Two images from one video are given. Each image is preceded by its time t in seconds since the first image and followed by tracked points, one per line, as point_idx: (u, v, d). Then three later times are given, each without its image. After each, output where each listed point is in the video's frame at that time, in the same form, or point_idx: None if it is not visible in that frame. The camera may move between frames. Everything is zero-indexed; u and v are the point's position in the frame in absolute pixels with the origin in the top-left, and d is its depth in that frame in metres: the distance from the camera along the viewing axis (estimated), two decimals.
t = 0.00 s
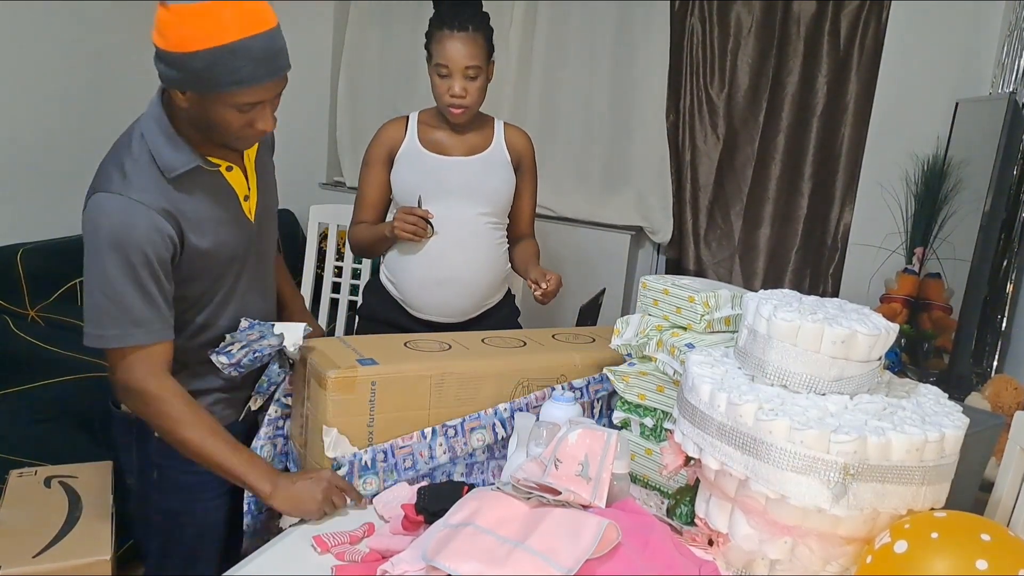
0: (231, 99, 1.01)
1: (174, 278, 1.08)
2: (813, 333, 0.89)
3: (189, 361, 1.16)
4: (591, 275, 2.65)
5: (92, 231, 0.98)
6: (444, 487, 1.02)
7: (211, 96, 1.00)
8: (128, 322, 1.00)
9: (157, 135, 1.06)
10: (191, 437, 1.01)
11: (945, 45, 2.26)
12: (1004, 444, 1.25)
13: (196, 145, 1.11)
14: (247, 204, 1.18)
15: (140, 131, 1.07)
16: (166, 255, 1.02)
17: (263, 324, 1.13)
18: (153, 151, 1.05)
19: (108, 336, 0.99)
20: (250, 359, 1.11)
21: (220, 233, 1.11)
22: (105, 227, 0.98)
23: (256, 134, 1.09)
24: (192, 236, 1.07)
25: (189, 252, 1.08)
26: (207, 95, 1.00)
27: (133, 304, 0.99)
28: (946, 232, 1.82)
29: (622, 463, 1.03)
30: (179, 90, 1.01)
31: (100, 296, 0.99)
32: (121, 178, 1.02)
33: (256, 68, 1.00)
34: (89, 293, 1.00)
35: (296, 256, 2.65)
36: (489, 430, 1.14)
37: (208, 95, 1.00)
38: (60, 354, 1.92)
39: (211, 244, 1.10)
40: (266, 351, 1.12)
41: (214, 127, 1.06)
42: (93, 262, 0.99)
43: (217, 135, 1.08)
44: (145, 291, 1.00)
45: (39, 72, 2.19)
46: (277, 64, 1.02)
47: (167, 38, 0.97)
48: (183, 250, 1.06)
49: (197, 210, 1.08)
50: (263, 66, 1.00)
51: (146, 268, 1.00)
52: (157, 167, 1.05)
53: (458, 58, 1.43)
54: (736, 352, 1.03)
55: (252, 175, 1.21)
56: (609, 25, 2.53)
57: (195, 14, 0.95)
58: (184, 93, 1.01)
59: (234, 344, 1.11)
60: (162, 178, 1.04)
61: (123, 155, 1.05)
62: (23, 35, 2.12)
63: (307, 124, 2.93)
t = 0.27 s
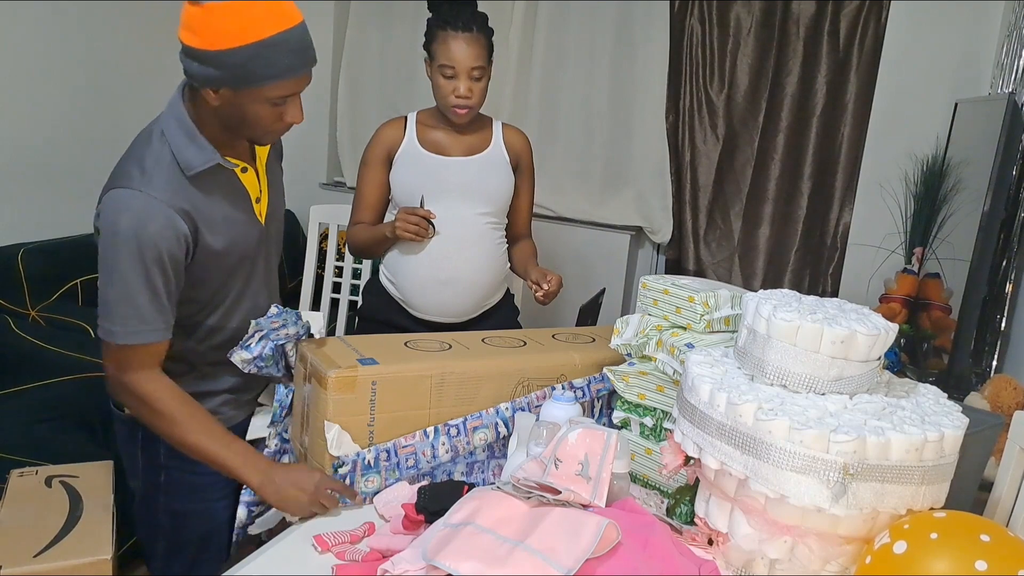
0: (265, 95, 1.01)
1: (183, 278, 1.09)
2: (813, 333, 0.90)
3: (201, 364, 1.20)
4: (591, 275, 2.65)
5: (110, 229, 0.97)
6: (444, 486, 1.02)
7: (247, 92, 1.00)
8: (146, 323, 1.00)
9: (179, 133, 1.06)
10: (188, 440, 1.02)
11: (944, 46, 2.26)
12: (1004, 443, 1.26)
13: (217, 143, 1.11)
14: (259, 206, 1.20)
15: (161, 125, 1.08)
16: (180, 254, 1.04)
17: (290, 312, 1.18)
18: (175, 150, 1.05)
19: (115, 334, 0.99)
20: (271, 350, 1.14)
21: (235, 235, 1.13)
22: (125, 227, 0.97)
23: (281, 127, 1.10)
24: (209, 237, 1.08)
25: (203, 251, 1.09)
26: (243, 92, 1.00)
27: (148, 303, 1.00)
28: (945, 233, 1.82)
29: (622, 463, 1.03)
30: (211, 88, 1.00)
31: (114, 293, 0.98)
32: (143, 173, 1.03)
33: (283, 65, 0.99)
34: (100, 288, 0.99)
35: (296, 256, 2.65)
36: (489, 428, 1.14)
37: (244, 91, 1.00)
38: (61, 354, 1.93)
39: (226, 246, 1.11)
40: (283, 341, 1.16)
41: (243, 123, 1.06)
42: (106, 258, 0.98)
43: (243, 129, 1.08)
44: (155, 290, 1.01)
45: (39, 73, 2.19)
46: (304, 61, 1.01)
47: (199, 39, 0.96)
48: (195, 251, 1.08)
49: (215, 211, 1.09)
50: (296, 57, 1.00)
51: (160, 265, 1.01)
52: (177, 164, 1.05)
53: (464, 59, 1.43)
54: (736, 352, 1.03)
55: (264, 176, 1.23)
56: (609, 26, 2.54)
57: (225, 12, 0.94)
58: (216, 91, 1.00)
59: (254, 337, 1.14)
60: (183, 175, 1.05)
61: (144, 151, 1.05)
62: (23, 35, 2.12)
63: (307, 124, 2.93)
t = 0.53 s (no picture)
0: (300, 95, 1.05)
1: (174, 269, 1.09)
2: (813, 333, 0.90)
3: (193, 365, 1.21)
4: (592, 275, 2.65)
5: (110, 203, 0.99)
6: (444, 487, 1.02)
7: (285, 92, 1.04)
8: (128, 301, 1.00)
9: (199, 128, 1.08)
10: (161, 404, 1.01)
11: (944, 46, 2.26)
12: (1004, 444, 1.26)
13: (239, 141, 1.14)
14: (265, 213, 1.19)
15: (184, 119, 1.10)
16: (171, 241, 1.04)
17: (283, 321, 1.14)
18: (192, 140, 1.07)
19: (91, 301, 0.98)
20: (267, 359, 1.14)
21: (235, 241, 1.13)
22: (125, 201, 0.98)
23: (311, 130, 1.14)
24: (202, 233, 1.09)
25: (193, 249, 1.09)
26: (280, 91, 1.04)
27: (135, 284, 1.00)
28: (945, 233, 1.82)
29: (622, 463, 1.03)
30: (250, 87, 1.04)
31: (104, 267, 0.98)
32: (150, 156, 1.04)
33: (314, 70, 1.03)
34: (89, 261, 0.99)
35: (296, 256, 2.65)
36: (495, 420, 1.14)
37: (281, 91, 1.04)
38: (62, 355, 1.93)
39: (219, 246, 1.11)
40: (278, 349, 1.15)
41: (279, 123, 1.10)
42: (100, 231, 0.99)
43: (274, 130, 1.12)
44: (141, 272, 1.01)
45: (39, 73, 2.19)
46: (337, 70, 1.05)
47: (242, 42, 1.00)
48: (187, 245, 1.08)
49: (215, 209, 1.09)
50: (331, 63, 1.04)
51: (147, 248, 1.00)
52: (191, 155, 1.07)
53: (474, 60, 1.44)
54: (736, 352, 1.03)
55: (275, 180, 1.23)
56: (609, 26, 2.54)
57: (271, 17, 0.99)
58: (254, 90, 1.05)
59: (249, 347, 1.12)
60: (192, 164, 1.06)
61: (156, 140, 1.07)
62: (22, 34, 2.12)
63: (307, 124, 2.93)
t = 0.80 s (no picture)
0: (327, 100, 1.07)
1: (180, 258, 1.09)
2: (813, 333, 0.90)
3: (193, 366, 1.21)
4: (592, 275, 2.65)
5: (123, 183, 0.99)
6: (445, 487, 1.02)
7: (313, 93, 1.06)
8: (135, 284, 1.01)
9: (223, 124, 1.10)
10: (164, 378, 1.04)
11: (944, 46, 2.26)
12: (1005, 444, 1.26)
13: (260, 143, 1.15)
14: (272, 219, 1.18)
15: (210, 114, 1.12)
16: (181, 227, 1.05)
17: (273, 325, 1.12)
18: (213, 133, 1.09)
19: (98, 281, 0.99)
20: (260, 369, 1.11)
21: (240, 237, 1.13)
22: (139, 181, 0.99)
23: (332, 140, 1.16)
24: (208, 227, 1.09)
25: (197, 243, 1.09)
26: (307, 94, 1.06)
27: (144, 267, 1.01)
28: (945, 233, 1.82)
29: (622, 463, 1.03)
30: (280, 87, 1.07)
31: (115, 248, 0.99)
32: (165, 143, 1.05)
33: (340, 76, 1.05)
34: (100, 241, 1.00)
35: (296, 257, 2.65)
36: (500, 406, 1.15)
37: (308, 93, 1.06)
38: (60, 357, 1.91)
39: (224, 241, 1.11)
40: (271, 356, 1.12)
41: (302, 127, 1.11)
42: (111, 210, 1.00)
43: (297, 136, 1.14)
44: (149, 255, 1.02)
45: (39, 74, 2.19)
46: (364, 80, 1.07)
47: (280, 40, 1.03)
48: (194, 234, 1.08)
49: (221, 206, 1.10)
50: (359, 73, 1.06)
51: (155, 233, 1.01)
52: (210, 147, 1.08)
53: (478, 62, 1.44)
54: (736, 352, 1.03)
55: (291, 192, 1.22)
56: (609, 26, 2.54)
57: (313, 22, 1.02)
58: (283, 91, 1.08)
59: (241, 356, 1.10)
60: (208, 157, 1.08)
61: (176, 130, 1.08)
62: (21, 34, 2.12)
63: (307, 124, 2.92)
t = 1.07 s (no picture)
0: (337, 100, 1.08)
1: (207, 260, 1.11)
2: (813, 333, 0.90)
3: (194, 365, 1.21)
4: (592, 275, 2.65)
5: (158, 189, 1.00)
6: (445, 486, 1.02)
7: (323, 92, 1.07)
8: (176, 285, 1.03)
9: (246, 126, 1.11)
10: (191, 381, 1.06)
11: (945, 45, 2.26)
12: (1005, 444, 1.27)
13: (279, 145, 1.16)
14: (288, 217, 1.19)
15: (233, 115, 1.12)
16: (215, 227, 1.06)
17: (273, 317, 1.16)
18: (237, 136, 1.09)
19: (139, 285, 1.01)
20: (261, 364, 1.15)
21: (262, 240, 1.15)
22: (173, 185, 1.00)
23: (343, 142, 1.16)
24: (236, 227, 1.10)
25: (226, 246, 1.11)
26: (318, 93, 1.07)
27: (180, 267, 1.03)
28: (946, 232, 1.82)
29: (622, 463, 1.03)
30: (292, 86, 1.08)
31: (150, 252, 1.00)
32: (194, 145, 1.06)
33: (350, 76, 1.06)
34: (134, 244, 1.01)
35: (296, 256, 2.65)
36: (503, 413, 1.16)
37: (319, 92, 1.07)
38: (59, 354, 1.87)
39: (251, 241, 1.13)
40: (273, 350, 1.16)
41: (312, 127, 1.12)
42: (144, 215, 1.01)
43: (308, 137, 1.14)
44: (185, 255, 1.03)
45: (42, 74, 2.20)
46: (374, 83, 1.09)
47: (292, 36, 1.06)
48: (224, 234, 1.10)
49: (249, 206, 1.11)
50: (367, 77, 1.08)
51: (190, 235, 1.03)
52: (236, 149, 1.09)
53: (482, 64, 1.44)
54: (736, 352, 1.03)
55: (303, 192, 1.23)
56: (609, 26, 2.54)
57: (327, 23, 1.05)
58: (296, 90, 1.09)
59: (242, 350, 1.15)
60: (237, 160, 1.09)
61: (202, 131, 1.09)
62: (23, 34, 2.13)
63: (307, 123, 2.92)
